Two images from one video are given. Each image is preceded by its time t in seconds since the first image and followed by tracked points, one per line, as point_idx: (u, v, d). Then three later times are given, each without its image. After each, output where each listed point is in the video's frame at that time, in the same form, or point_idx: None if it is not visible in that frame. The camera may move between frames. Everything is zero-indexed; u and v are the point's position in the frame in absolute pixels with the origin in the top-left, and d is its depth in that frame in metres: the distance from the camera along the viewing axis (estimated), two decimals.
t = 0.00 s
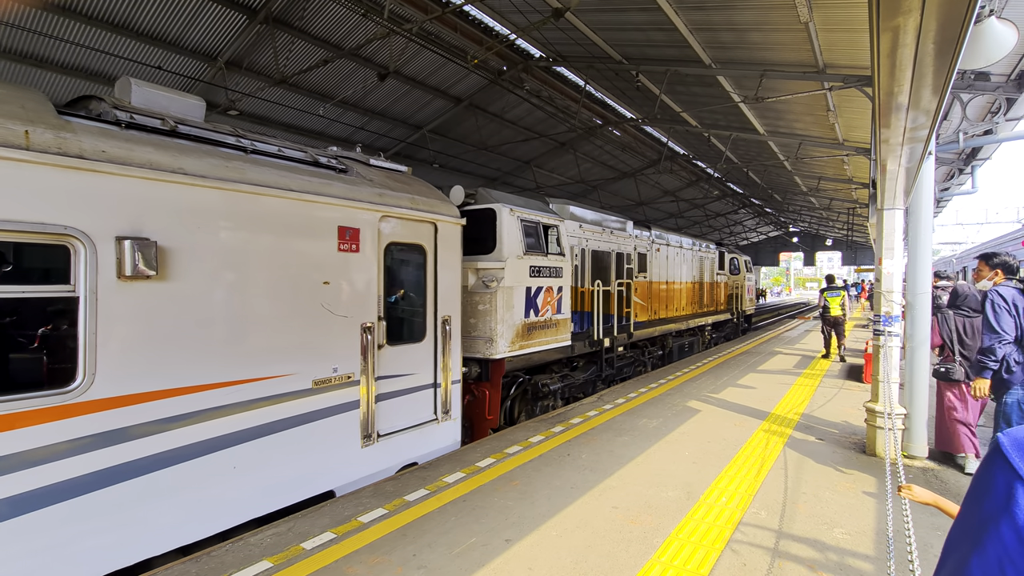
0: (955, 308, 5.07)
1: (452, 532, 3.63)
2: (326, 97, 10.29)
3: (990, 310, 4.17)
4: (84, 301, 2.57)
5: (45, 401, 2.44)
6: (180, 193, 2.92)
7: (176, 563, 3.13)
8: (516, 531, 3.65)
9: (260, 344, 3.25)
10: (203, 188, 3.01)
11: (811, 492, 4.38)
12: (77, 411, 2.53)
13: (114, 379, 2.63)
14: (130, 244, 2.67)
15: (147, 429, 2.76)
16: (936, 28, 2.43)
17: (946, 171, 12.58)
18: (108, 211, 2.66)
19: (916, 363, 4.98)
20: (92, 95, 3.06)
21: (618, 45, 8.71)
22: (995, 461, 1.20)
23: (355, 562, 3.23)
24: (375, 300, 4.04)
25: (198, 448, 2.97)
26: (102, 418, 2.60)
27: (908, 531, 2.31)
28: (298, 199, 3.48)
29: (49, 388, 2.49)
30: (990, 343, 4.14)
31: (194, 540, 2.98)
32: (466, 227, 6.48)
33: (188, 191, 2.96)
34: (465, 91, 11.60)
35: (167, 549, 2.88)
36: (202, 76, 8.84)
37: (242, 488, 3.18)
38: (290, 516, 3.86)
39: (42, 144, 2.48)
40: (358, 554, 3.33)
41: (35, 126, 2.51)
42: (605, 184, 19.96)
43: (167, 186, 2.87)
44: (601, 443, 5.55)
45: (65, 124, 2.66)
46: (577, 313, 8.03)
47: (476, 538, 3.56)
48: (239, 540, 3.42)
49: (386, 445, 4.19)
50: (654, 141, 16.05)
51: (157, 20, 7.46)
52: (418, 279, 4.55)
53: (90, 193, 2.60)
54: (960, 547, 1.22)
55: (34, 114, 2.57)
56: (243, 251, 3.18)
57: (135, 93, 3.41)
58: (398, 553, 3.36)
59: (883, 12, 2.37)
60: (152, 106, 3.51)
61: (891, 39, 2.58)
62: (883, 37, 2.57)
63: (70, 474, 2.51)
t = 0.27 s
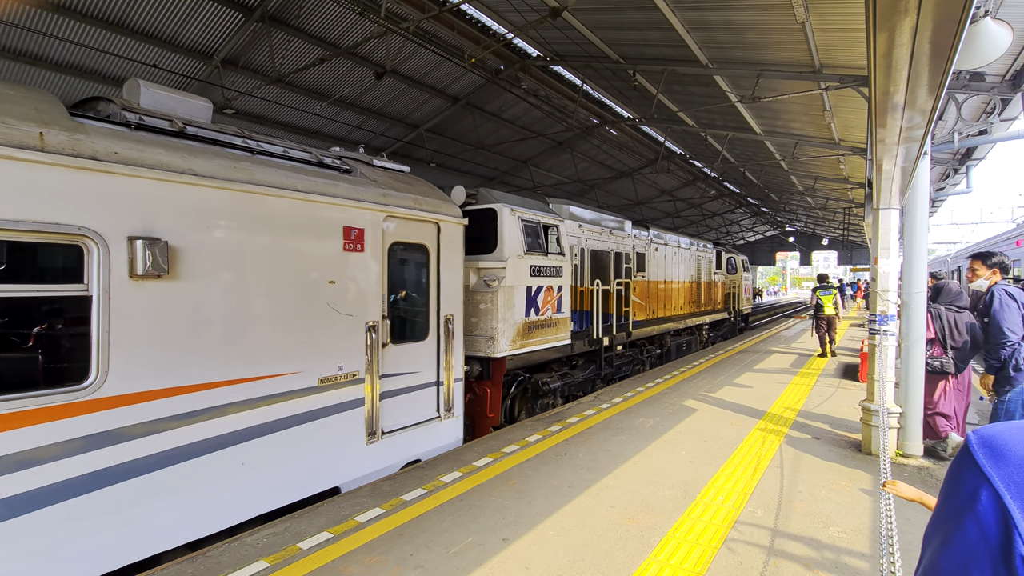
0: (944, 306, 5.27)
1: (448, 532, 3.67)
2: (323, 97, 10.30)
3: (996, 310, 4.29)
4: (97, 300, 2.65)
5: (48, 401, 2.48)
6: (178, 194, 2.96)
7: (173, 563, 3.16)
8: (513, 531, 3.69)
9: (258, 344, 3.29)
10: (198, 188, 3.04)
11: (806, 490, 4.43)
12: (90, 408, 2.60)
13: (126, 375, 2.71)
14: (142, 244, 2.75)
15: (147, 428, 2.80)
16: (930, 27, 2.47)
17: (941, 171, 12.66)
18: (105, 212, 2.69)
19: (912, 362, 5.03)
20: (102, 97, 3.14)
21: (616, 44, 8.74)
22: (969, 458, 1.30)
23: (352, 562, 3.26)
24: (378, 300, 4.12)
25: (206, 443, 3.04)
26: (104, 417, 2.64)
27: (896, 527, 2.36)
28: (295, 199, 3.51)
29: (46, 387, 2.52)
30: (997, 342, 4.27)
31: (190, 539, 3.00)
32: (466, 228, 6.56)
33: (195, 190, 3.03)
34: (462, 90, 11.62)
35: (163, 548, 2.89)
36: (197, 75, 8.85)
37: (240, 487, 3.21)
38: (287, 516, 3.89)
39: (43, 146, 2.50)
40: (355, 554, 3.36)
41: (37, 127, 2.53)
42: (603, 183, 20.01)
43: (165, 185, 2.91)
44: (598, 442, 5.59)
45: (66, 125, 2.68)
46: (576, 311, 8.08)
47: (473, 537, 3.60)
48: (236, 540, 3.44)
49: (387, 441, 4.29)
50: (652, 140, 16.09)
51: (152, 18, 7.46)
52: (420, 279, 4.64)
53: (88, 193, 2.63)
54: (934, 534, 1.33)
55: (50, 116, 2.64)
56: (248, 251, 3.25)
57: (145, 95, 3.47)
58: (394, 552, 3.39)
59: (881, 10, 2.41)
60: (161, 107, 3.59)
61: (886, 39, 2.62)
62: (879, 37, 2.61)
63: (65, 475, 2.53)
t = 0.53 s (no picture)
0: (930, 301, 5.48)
1: (446, 531, 3.63)
2: (319, 95, 10.23)
3: (997, 309, 4.21)
4: (111, 299, 2.65)
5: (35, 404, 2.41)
6: (172, 191, 2.88)
7: (169, 563, 3.11)
8: (510, 529, 3.66)
9: (255, 344, 3.23)
10: (197, 187, 2.98)
11: (803, 489, 4.40)
12: (103, 404, 2.60)
13: (138, 373, 2.71)
14: (155, 244, 2.75)
15: (142, 428, 2.73)
16: (927, 27, 2.45)
17: (936, 171, 12.68)
18: (94, 207, 2.60)
19: (907, 360, 5.01)
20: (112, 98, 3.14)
21: (612, 43, 8.71)
22: (950, 462, 1.37)
23: (349, 562, 3.22)
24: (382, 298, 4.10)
25: (214, 441, 3.03)
26: (94, 418, 2.57)
27: (886, 523, 2.34)
28: (292, 197, 3.44)
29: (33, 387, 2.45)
30: (996, 343, 4.21)
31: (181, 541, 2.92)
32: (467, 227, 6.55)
33: (204, 191, 3.02)
34: (459, 88, 11.56)
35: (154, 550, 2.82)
36: (193, 72, 8.77)
37: (234, 489, 3.14)
38: (284, 515, 3.85)
39: (32, 141, 2.43)
40: (352, 553, 3.32)
41: (28, 122, 2.48)
42: (600, 182, 20.00)
43: (163, 184, 2.85)
44: (595, 441, 5.57)
45: (58, 119, 2.62)
46: (576, 310, 8.07)
47: (471, 536, 3.56)
48: (232, 540, 3.40)
49: (393, 439, 4.32)
50: (649, 139, 16.07)
51: (147, 16, 7.39)
52: (423, 277, 4.64)
53: (78, 189, 2.55)
54: (922, 529, 1.40)
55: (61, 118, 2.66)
56: (255, 250, 3.23)
57: (154, 96, 3.45)
58: (391, 552, 3.35)
59: (877, 11, 2.38)
60: (171, 109, 3.58)
61: (883, 39, 2.60)
62: (875, 37, 2.58)
63: (63, 476, 2.47)
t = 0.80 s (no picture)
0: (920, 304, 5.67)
1: (444, 530, 3.63)
2: (317, 93, 10.21)
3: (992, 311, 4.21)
4: (128, 297, 2.71)
5: (21, 410, 2.36)
6: (164, 189, 2.86)
7: (165, 562, 3.10)
8: (508, 528, 3.66)
9: (250, 342, 3.20)
10: (190, 184, 2.96)
11: (800, 487, 4.42)
12: (122, 400, 2.66)
13: (155, 371, 2.78)
14: (171, 243, 2.83)
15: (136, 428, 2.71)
16: (924, 27, 2.45)
17: (933, 170, 12.71)
18: (85, 205, 2.58)
19: (903, 359, 5.05)
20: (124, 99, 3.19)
21: (611, 42, 8.70)
22: (946, 466, 1.38)
23: (347, 561, 3.22)
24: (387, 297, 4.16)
25: (226, 436, 3.09)
26: (89, 418, 2.55)
27: (886, 524, 2.34)
28: (285, 194, 3.41)
29: (21, 388, 2.41)
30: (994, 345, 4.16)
31: (173, 542, 2.89)
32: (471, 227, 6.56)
33: (213, 191, 3.06)
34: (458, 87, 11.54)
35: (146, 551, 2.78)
36: (190, 71, 8.73)
37: (229, 489, 3.11)
38: (281, 514, 3.84)
39: (27, 140, 2.41)
40: (350, 552, 3.32)
41: (24, 119, 2.46)
42: (598, 181, 20.00)
43: (155, 182, 2.82)
44: (593, 439, 5.58)
45: (54, 117, 2.60)
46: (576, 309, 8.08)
47: (469, 535, 3.56)
48: (229, 539, 3.39)
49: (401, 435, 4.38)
50: (647, 138, 16.07)
51: (144, 13, 7.35)
52: (428, 277, 4.71)
53: (64, 188, 2.51)
54: (920, 530, 1.42)
55: (81, 121, 2.72)
56: (263, 250, 3.29)
57: (167, 99, 3.53)
58: (389, 551, 3.35)
59: (874, 11, 2.38)
60: (183, 111, 3.66)
61: (881, 38, 2.60)
62: (873, 37, 2.59)
63: (59, 478, 2.46)
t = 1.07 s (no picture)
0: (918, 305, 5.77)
1: (442, 529, 3.63)
2: (315, 92, 10.20)
3: (978, 315, 4.15)
4: (148, 295, 2.78)
5: (13, 414, 2.34)
6: (162, 187, 2.84)
7: (163, 561, 3.09)
8: (507, 527, 3.66)
9: (251, 342, 3.21)
10: (186, 182, 2.94)
11: (798, 485, 4.43)
12: (143, 395, 2.74)
13: (172, 369, 2.85)
14: (188, 243, 2.88)
15: (129, 430, 2.70)
16: (922, 27, 2.46)
17: (931, 170, 12.74)
18: (82, 203, 2.57)
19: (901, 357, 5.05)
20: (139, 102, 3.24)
21: (610, 41, 8.70)
22: (949, 468, 1.39)
23: (346, 559, 3.22)
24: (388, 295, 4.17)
25: (237, 432, 3.15)
26: (85, 419, 2.55)
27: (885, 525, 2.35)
28: (283, 193, 3.40)
29: (13, 387, 2.39)
30: (978, 348, 4.16)
31: (166, 542, 2.88)
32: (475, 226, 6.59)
33: (217, 191, 3.08)
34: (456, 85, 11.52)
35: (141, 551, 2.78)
36: (188, 69, 8.71)
37: (225, 488, 3.11)
38: (279, 513, 3.84)
39: (25, 137, 2.39)
40: (349, 551, 3.32)
41: (23, 116, 2.45)
42: (597, 180, 20.00)
43: (151, 180, 2.80)
44: (592, 438, 5.58)
45: (52, 114, 2.59)
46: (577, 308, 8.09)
47: (467, 533, 3.56)
48: (228, 538, 3.39)
49: (408, 429, 4.47)
50: (646, 137, 16.08)
51: (142, 11, 7.33)
52: (429, 275, 4.73)
53: (58, 186, 2.49)
54: (923, 532, 1.44)
55: (98, 122, 2.75)
56: (277, 249, 3.36)
57: (181, 101, 3.55)
58: (387, 549, 3.35)
59: (872, 10, 2.38)
60: (196, 113, 3.68)
61: (879, 38, 2.61)
62: (871, 37, 2.59)
63: (58, 483, 2.47)
